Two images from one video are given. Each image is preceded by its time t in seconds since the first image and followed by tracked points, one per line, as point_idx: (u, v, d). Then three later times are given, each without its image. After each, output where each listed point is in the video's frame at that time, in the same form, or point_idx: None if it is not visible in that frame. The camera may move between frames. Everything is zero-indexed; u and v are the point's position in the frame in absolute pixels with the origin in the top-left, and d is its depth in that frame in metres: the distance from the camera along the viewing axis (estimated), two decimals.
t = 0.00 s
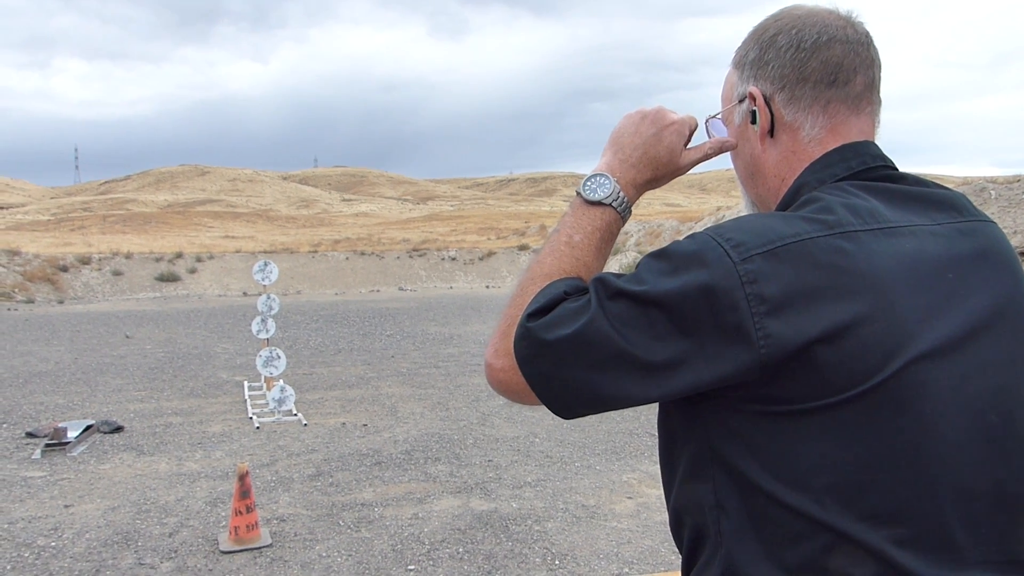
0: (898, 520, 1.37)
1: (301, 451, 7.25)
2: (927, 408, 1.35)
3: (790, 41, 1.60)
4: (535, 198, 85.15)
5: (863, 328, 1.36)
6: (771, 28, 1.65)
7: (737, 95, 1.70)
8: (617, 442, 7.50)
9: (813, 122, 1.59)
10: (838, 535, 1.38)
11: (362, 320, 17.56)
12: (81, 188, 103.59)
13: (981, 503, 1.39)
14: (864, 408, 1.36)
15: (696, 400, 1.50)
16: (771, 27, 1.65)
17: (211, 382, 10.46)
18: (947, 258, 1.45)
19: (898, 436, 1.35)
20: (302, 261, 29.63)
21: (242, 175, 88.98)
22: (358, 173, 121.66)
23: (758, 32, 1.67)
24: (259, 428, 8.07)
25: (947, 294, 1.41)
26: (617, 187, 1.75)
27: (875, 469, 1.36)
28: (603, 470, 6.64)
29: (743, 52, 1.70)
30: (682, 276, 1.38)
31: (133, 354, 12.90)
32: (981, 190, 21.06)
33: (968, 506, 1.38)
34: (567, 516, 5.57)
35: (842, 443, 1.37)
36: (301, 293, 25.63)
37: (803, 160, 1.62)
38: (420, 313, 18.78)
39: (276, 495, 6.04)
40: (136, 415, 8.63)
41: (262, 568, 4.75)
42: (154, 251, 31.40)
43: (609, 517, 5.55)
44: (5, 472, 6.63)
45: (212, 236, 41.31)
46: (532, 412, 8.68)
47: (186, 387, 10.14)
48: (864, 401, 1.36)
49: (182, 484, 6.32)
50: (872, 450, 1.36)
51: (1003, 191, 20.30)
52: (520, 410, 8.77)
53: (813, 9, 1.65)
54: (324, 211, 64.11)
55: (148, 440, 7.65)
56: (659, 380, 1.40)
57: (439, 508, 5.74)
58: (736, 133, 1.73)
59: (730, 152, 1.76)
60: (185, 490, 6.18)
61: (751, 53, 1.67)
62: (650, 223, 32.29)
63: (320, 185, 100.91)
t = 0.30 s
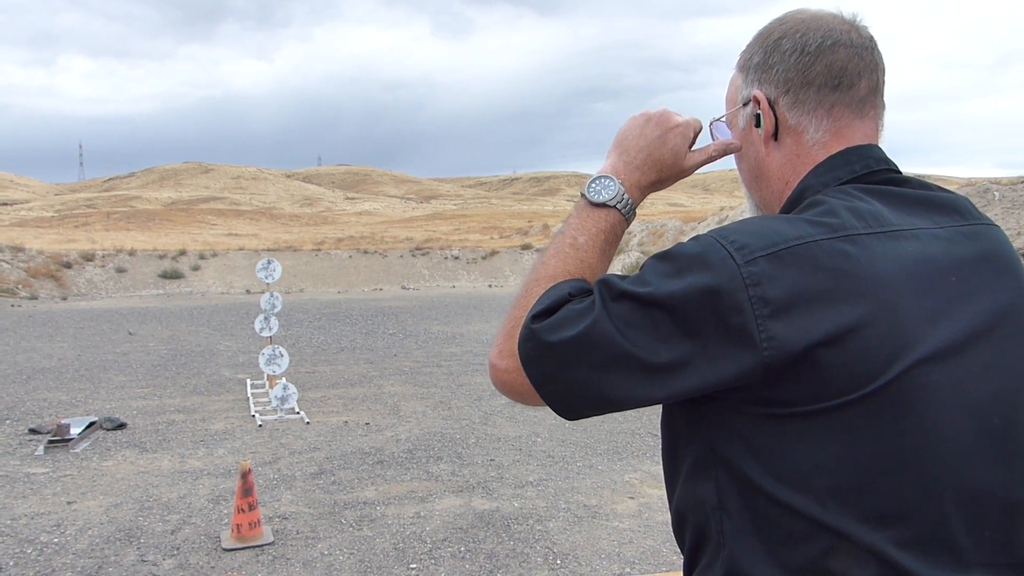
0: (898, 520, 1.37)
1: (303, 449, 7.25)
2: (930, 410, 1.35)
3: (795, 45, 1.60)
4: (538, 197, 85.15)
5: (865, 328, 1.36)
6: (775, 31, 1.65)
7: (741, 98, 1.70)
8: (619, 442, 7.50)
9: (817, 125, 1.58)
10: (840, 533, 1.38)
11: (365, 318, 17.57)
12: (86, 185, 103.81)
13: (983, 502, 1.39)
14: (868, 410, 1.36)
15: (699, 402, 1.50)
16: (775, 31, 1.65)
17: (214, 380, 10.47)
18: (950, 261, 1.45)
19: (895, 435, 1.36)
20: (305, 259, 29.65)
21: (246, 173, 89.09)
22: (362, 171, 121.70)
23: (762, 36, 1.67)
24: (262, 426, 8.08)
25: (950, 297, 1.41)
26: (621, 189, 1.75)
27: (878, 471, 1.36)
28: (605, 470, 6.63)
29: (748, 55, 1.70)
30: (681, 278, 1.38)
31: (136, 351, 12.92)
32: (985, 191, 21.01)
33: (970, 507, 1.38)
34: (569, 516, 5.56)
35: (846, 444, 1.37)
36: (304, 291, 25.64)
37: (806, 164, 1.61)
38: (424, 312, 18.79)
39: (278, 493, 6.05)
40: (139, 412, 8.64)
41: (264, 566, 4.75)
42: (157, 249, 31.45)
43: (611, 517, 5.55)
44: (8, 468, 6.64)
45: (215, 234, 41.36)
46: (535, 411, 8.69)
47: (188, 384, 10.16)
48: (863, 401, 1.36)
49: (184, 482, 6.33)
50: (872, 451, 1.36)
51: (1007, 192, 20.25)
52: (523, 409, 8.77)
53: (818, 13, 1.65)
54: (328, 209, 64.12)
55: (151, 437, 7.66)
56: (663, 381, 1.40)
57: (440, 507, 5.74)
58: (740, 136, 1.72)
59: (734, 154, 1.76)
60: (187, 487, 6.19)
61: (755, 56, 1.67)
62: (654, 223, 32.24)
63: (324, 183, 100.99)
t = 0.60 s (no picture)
0: (894, 510, 1.37)
1: (306, 450, 7.27)
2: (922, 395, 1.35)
3: (796, 47, 1.58)
4: (540, 197, 85.14)
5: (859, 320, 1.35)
6: (776, 33, 1.63)
7: (742, 100, 1.68)
8: (622, 441, 7.50)
9: (818, 124, 1.58)
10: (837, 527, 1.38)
11: (367, 319, 17.59)
12: (87, 188, 103.92)
13: (979, 492, 1.40)
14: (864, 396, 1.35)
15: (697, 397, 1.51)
16: (775, 33, 1.63)
17: (217, 381, 10.49)
18: (946, 251, 1.45)
19: (893, 428, 1.35)
20: (307, 261, 29.66)
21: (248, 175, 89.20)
22: (364, 172, 121.77)
23: (761, 38, 1.66)
24: (265, 427, 8.09)
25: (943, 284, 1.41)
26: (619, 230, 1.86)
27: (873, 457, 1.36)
28: (608, 470, 6.64)
29: (747, 58, 1.68)
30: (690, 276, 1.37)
31: (139, 353, 12.94)
32: (987, 189, 20.98)
33: (968, 497, 1.39)
34: (573, 516, 5.56)
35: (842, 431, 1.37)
36: (306, 293, 25.66)
37: (807, 161, 1.62)
38: (426, 312, 18.80)
39: (281, 494, 6.06)
40: (143, 414, 8.65)
41: (268, 566, 4.76)
42: (160, 250, 31.48)
43: (614, 517, 5.55)
44: (13, 470, 6.66)
45: (217, 236, 41.38)
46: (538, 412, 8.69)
47: (191, 386, 10.17)
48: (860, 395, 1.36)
49: (188, 483, 6.34)
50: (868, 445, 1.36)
51: (1009, 190, 20.23)
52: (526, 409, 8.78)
53: (816, 14, 1.63)
54: (330, 211, 64.18)
55: (155, 439, 7.67)
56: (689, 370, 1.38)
57: (444, 507, 5.75)
58: (741, 137, 1.71)
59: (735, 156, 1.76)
60: (191, 488, 6.20)
61: (755, 59, 1.65)
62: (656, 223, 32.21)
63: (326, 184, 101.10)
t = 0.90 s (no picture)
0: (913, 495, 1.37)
1: (309, 449, 7.27)
2: (915, 368, 1.36)
3: (744, 83, 1.62)
4: (542, 197, 85.16)
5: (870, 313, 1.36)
6: (727, 72, 1.67)
7: (701, 135, 1.72)
8: (624, 440, 7.50)
9: (770, 155, 1.61)
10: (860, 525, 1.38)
11: (370, 318, 17.61)
12: (89, 188, 104.05)
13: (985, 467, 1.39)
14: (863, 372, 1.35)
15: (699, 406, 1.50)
16: (727, 72, 1.67)
17: (220, 381, 10.50)
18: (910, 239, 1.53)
19: (909, 421, 1.36)
20: (310, 261, 29.69)
21: (250, 174, 89.27)
22: (365, 172, 121.83)
23: (716, 76, 1.70)
24: (268, 427, 8.10)
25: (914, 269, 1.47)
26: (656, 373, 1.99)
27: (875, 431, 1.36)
28: (610, 469, 6.63)
29: (703, 95, 1.72)
30: (751, 276, 1.30)
31: (142, 353, 12.96)
32: (989, 187, 20.95)
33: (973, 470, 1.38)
34: (575, 515, 5.56)
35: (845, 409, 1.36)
36: (309, 293, 25.66)
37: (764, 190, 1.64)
38: (428, 311, 18.83)
39: (284, 494, 6.06)
40: (146, 414, 8.67)
41: (271, 566, 4.77)
42: (163, 251, 31.54)
43: (616, 515, 5.55)
44: (16, 470, 6.67)
45: (220, 236, 41.41)
46: (540, 411, 8.69)
47: (194, 386, 10.19)
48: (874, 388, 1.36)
49: (191, 483, 6.35)
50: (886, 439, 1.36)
51: (1012, 188, 20.22)
52: (528, 409, 8.78)
53: (765, 51, 1.67)
54: (332, 211, 64.22)
55: (158, 439, 7.68)
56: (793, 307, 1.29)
57: (446, 507, 5.75)
58: (703, 171, 1.75)
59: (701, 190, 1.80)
60: (194, 488, 6.20)
61: (709, 96, 1.69)
62: (657, 221, 32.22)
63: (328, 185, 101.18)
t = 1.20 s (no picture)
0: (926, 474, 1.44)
1: (312, 449, 7.28)
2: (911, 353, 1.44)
3: (713, 95, 1.78)
4: (544, 196, 85.10)
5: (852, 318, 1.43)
6: (696, 87, 1.83)
7: (673, 150, 1.88)
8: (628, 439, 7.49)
9: (743, 160, 1.77)
10: (860, 524, 1.46)
11: (372, 318, 17.61)
12: (92, 189, 104.15)
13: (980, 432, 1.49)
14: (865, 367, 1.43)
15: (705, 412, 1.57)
16: (694, 88, 1.83)
17: (223, 381, 10.51)
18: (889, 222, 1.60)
19: (912, 404, 1.43)
20: (312, 261, 29.69)
21: (252, 175, 89.34)
22: (368, 172, 121.96)
23: (685, 93, 1.86)
24: (271, 426, 8.10)
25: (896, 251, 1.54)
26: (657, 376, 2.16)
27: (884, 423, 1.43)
28: (614, 468, 6.63)
29: (673, 113, 1.88)
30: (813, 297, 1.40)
31: (145, 354, 12.98)
32: (992, 183, 20.87)
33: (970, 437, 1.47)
34: (579, 514, 5.56)
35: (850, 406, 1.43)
36: (311, 293, 25.65)
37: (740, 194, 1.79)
38: (430, 311, 18.82)
39: (288, 494, 6.07)
40: (149, 414, 8.68)
41: (275, 566, 4.77)
42: (165, 251, 31.55)
43: (620, 514, 5.55)
44: (20, 471, 6.68)
45: (222, 236, 41.42)
46: (543, 410, 8.68)
47: (197, 386, 10.20)
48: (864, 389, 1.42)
49: (195, 483, 6.35)
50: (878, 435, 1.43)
51: (1015, 184, 20.15)
52: (531, 407, 8.78)
53: (730, 67, 1.82)
54: (334, 210, 64.21)
55: (161, 439, 7.69)
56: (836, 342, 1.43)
57: (450, 506, 5.75)
58: (677, 184, 1.90)
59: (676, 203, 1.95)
60: (198, 488, 6.21)
61: (680, 112, 1.85)
62: (659, 219, 32.16)
63: (330, 184, 101.19)
